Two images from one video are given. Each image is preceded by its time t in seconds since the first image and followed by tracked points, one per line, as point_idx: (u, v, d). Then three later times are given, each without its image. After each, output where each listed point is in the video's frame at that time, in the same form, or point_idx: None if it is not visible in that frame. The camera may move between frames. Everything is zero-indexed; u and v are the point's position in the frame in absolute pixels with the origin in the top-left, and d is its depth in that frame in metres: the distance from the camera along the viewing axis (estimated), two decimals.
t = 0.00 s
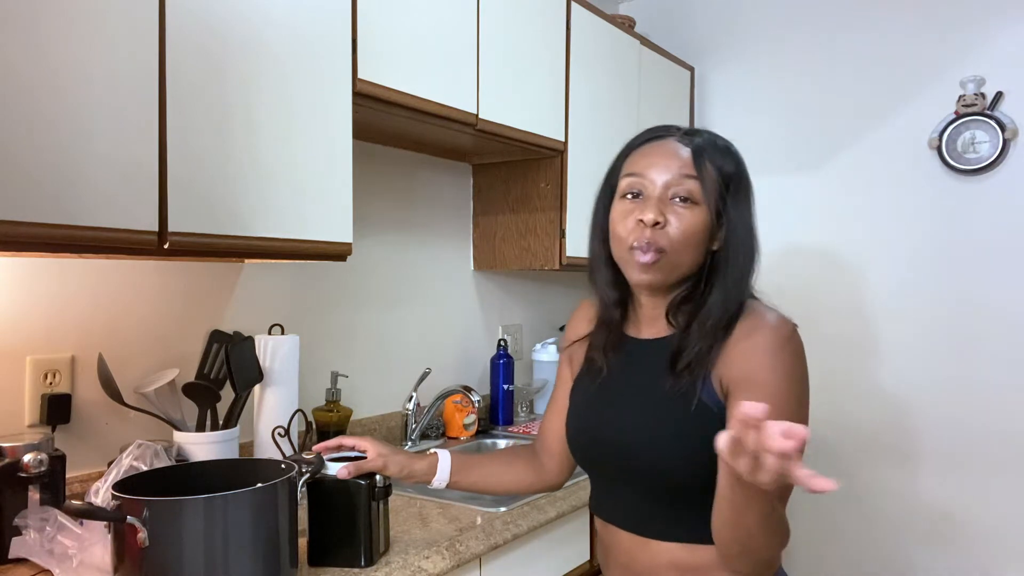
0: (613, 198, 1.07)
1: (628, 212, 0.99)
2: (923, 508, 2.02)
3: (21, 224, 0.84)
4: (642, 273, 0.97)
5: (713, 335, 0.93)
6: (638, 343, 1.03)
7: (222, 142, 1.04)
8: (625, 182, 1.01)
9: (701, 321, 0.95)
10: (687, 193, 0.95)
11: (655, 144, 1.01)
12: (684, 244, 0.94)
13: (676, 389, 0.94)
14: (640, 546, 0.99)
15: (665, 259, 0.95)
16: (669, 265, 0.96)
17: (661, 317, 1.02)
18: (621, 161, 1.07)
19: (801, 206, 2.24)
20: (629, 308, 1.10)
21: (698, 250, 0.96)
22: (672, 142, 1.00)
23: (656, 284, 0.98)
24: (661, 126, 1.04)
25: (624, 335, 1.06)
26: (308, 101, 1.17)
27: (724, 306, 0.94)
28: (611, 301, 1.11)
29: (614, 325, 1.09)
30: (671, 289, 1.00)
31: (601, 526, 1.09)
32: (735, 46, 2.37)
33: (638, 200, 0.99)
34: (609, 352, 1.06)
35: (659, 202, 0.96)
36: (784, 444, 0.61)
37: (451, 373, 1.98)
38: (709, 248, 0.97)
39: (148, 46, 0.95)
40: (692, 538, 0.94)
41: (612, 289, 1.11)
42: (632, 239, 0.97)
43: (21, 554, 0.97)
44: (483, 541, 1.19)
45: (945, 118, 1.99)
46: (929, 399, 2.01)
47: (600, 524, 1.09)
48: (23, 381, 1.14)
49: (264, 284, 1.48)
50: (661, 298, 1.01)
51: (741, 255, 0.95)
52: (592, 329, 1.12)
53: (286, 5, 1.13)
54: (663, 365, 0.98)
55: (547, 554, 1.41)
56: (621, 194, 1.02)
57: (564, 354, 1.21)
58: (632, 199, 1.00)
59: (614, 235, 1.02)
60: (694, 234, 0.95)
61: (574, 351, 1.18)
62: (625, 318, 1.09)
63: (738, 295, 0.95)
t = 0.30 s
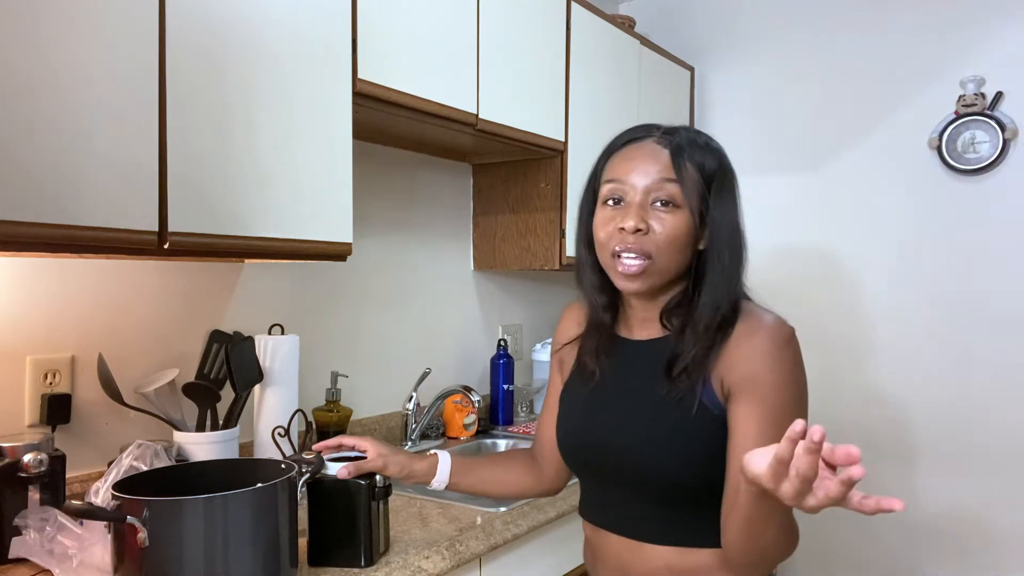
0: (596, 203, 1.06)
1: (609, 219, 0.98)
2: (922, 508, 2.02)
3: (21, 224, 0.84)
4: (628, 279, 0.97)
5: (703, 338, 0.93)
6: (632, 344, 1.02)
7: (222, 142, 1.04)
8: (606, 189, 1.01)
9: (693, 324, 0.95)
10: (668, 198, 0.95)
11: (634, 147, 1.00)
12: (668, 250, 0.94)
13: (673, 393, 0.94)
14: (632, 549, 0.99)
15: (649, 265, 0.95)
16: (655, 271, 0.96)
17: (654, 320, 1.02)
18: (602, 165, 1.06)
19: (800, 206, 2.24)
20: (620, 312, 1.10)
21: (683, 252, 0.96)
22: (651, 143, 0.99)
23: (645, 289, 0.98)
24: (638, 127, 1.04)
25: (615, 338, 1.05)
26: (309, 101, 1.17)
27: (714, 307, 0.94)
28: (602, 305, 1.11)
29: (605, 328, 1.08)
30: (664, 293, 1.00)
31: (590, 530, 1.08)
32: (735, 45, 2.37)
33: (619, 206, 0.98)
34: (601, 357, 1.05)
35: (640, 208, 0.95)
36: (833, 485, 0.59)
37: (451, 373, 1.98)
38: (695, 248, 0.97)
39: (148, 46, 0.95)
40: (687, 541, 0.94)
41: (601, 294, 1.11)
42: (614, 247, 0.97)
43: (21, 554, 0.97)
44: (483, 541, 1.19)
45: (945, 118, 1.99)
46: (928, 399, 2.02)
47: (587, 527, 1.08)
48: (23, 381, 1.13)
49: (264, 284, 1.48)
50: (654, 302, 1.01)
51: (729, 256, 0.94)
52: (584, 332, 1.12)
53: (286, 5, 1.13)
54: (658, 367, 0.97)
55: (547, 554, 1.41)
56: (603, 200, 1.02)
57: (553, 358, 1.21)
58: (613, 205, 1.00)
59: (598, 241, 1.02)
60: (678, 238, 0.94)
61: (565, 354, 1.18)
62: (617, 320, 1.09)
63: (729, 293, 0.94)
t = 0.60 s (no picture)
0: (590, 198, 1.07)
1: (605, 212, 0.99)
2: (923, 508, 2.02)
3: (21, 224, 0.84)
4: (620, 271, 0.97)
5: (691, 333, 0.93)
6: (616, 341, 1.02)
7: (221, 142, 1.04)
8: (603, 182, 1.02)
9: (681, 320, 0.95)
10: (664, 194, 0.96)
11: (632, 143, 1.01)
12: (662, 244, 0.95)
13: (659, 388, 0.93)
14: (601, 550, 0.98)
15: (643, 259, 0.95)
16: (647, 266, 0.96)
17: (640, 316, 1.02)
18: (597, 161, 1.07)
19: (800, 206, 2.24)
20: (608, 308, 1.10)
21: (675, 248, 0.96)
22: (649, 141, 1.00)
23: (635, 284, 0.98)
24: (636, 125, 1.05)
25: (601, 333, 1.05)
26: (309, 101, 1.17)
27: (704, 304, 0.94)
28: (590, 301, 1.11)
29: (593, 323, 1.08)
30: (651, 288, 1.00)
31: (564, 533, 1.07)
32: (735, 46, 2.37)
33: (615, 199, 0.99)
34: (587, 351, 1.04)
35: (636, 202, 0.96)
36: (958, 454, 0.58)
37: (451, 373, 1.98)
38: (688, 246, 0.97)
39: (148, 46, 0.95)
40: (665, 543, 0.93)
41: (591, 290, 1.11)
42: (608, 239, 0.97)
43: (21, 554, 0.97)
44: (484, 540, 1.19)
45: (945, 118, 1.99)
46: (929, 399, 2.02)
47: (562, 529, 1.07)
48: (23, 381, 1.13)
49: (264, 284, 1.48)
50: (640, 296, 1.01)
51: (717, 255, 0.95)
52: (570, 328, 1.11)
53: (286, 5, 1.13)
54: (642, 364, 0.97)
55: (546, 555, 1.40)
56: (598, 194, 1.03)
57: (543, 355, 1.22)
58: (609, 198, 1.00)
59: (592, 234, 1.02)
60: (672, 234, 0.95)
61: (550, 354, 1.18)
62: (604, 318, 1.09)
63: (722, 291, 0.95)
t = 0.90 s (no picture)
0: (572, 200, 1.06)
1: (587, 214, 0.98)
2: (924, 509, 2.02)
3: (21, 224, 0.84)
4: (605, 274, 0.96)
5: (675, 331, 0.93)
6: (605, 342, 1.01)
7: (221, 142, 1.04)
8: (585, 184, 1.01)
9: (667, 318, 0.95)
10: (645, 193, 0.95)
11: (611, 143, 1.01)
12: (643, 244, 0.94)
13: (651, 389, 0.93)
14: (585, 552, 0.98)
15: (626, 260, 0.95)
16: (630, 267, 0.96)
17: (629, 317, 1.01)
18: (578, 162, 1.06)
19: (800, 206, 2.24)
20: (595, 309, 1.09)
21: (659, 248, 0.96)
22: (630, 141, 1.00)
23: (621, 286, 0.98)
24: (615, 124, 1.05)
25: (588, 334, 1.05)
26: (309, 101, 1.17)
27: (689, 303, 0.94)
28: (576, 302, 1.10)
29: (579, 325, 1.08)
30: (638, 289, 1.00)
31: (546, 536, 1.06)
32: (735, 45, 2.37)
33: (596, 201, 0.98)
34: (574, 353, 1.04)
35: (617, 203, 0.95)
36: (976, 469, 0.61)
37: (451, 372, 1.98)
38: (672, 245, 0.97)
39: (148, 47, 0.95)
40: (656, 544, 0.92)
41: (576, 291, 1.11)
42: (590, 241, 0.97)
43: (21, 554, 0.97)
44: (484, 540, 1.19)
45: (945, 118, 1.99)
46: (928, 399, 2.02)
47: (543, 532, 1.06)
48: (23, 381, 1.14)
49: (264, 284, 1.48)
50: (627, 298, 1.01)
51: (700, 252, 0.94)
52: (557, 330, 1.11)
53: (287, 5, 1.13)
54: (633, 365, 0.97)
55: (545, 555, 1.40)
56: (579, 196, 1.02)
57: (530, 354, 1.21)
58: (590, 200, 1.00)
59: (575, 237, 1.01)
60: (654, 233, 0.95)
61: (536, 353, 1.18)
62: (590, 318, 1.09)
63: (708, 290, 0.94)
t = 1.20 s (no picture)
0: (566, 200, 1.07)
1: (579, 215, 0.98)
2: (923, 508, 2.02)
3: (21, 224, 0.84)
4: (597, 275, 0.97)
5: (672, 333, 0.93)
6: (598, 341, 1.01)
7: (221, 143, 1.04)
8: (577, 184, 1.01)
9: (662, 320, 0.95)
10: (642, 193, 0.95)
11: (605, 144, 1.01)
12: (638, 244, 0.94)
13: (643, 389, 0.93)
14: (580, 550, 0.98)
15: (620, 261, 0.95)
16: (625, 267, 0.96)
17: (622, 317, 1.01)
18: (572, 163, 1.06)
19: (799, 206, 2.24)
20: (589, 310, 1.09)
21: (651, 249, 0.96)
22: (623, 142, 1.00)
23: (613, 287, 0.98)
24: (610, 125, 1.05)
25: (580, 334, 1.05)
26: (309, 101, 1.17)
27: (686, 305, 0.94)
28: (570, 302, 1.10)
29: (572, 325, 1.08)
30: (633, 290, 1.00)
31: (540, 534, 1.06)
32: (735, 45, 2.37)
33: (589, 202, 0.99)
34: (566, 353, 1.04)
35: (608, 205, 0.96)
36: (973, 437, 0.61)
37: (451, 372, 1.99)
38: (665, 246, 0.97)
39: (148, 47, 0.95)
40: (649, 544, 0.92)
41: (570, 291, 1.11)
42: (582, 242, 0.97)
43: (21, 554, 0.97)
44: (484, 540, 1.19)
45: (945, 118, 1.99)
46: (927, 399, 2.02)
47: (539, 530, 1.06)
48: (22, 381, 1.13)
49: (263, 284, 1.48)
50: (622, 299, 1.01)
51: (695, 253, 0.95)
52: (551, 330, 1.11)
53: (287, 5, 1.13)
54: (625, 364, 0.97)
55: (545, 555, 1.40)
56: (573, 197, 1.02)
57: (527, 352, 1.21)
58: (583, 201, 1.00)
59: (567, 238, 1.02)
60: (650, 234, 0.95)
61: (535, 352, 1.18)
62: (584, 319, 1.09)
63: (701, 291, 0.94)
